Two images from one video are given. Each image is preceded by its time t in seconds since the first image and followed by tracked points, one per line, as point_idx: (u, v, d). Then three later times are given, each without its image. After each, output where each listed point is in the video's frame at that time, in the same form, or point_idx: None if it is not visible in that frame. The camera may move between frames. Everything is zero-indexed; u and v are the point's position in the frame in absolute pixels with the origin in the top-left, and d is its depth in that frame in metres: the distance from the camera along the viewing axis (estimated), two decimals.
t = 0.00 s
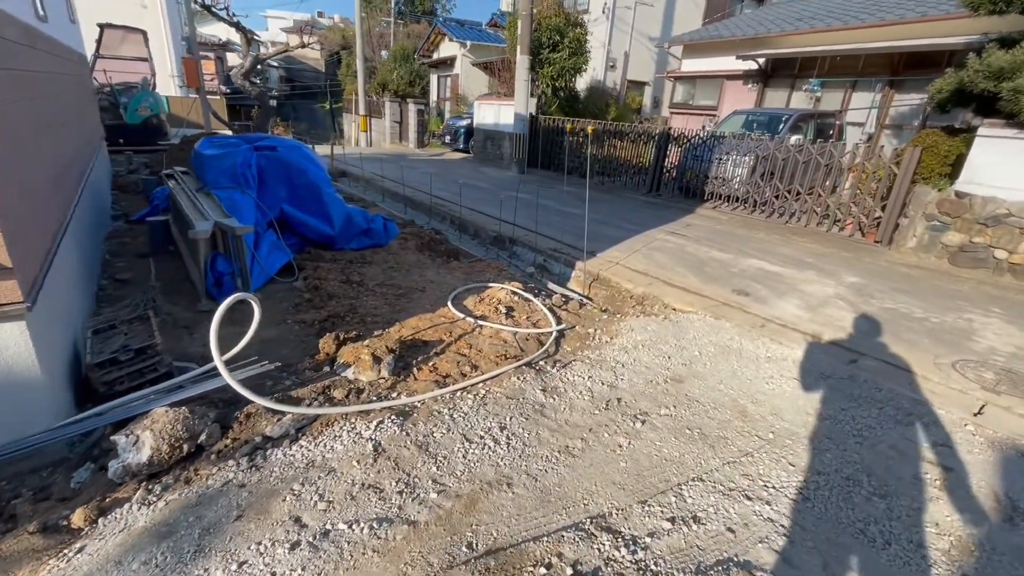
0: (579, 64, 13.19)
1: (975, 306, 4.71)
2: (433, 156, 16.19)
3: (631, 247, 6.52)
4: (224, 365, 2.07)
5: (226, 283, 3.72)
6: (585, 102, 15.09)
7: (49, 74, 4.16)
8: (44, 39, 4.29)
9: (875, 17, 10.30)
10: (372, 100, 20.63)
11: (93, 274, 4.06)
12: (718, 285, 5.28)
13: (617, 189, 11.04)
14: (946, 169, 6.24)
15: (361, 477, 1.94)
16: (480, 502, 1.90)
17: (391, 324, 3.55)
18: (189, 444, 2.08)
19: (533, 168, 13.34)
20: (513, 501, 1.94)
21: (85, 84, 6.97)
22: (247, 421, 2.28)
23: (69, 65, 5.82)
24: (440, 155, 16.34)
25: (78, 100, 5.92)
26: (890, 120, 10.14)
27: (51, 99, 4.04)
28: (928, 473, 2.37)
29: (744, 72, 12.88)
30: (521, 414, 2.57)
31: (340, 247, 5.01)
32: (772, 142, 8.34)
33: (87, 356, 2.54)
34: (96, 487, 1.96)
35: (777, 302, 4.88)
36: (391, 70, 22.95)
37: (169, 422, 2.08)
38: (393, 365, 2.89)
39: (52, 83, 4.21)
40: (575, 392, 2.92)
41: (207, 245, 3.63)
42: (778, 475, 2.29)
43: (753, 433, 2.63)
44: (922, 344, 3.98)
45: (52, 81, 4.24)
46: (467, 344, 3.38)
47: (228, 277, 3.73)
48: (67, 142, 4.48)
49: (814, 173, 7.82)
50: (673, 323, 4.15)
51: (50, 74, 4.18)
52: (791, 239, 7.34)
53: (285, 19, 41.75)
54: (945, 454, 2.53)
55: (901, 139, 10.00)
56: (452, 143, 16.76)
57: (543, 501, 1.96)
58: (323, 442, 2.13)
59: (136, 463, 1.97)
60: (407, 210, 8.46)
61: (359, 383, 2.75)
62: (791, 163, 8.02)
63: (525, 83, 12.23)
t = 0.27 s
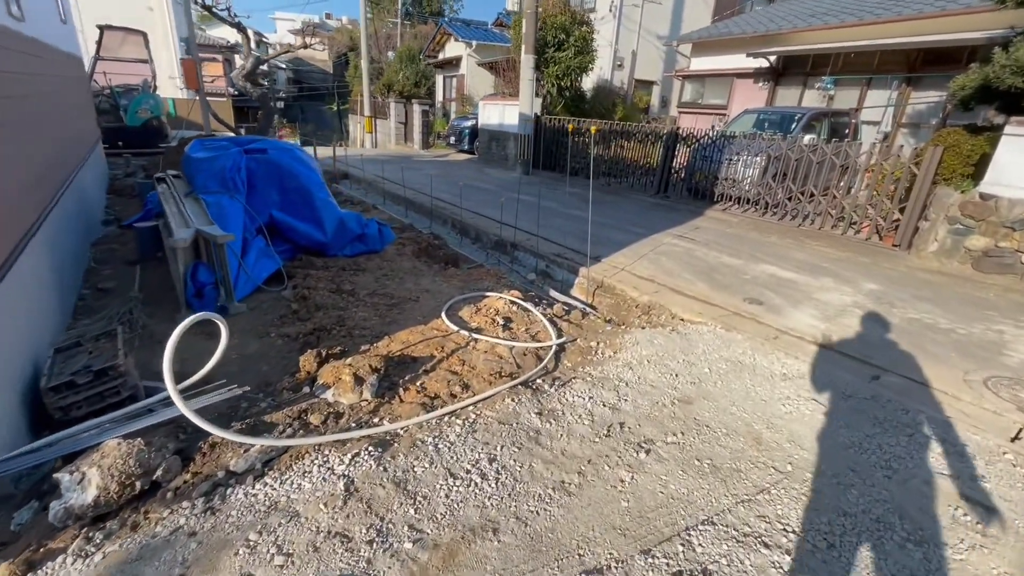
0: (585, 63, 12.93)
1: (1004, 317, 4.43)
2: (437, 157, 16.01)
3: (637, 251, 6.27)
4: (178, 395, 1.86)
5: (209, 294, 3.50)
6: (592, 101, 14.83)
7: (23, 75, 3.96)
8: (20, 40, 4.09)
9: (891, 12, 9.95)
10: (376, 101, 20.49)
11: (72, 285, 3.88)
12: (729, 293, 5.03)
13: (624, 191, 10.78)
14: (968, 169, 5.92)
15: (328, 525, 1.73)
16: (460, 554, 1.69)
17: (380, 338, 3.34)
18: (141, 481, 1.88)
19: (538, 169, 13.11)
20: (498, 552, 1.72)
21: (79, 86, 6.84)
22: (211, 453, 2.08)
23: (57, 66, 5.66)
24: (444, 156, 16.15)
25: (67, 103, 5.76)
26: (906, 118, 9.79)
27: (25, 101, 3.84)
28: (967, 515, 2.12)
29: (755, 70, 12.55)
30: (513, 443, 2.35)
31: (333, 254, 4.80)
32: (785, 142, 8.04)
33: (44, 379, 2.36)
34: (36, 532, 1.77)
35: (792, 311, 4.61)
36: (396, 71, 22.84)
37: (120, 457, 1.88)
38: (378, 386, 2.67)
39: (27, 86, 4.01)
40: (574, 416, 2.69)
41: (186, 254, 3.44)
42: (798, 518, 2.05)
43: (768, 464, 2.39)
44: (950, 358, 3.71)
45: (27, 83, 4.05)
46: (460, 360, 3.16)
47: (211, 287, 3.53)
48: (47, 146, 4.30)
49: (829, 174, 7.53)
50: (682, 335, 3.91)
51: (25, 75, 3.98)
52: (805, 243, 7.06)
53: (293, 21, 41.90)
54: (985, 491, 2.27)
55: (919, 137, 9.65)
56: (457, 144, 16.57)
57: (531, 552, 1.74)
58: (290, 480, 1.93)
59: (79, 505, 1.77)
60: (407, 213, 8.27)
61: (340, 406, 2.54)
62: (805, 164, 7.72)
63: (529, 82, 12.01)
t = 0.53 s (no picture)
0: (588, 64, 12.72)
1: None
2: (439, 160, 15.88)
3: (640, 258, 6.08)
4: (126, 433, 1.69)
5: (188, 310, 3.34)
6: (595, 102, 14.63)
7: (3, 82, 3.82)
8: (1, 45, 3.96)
9: (902, 9, 9.69)
10: (379, 103, 20.39)
11: (48, 300, 3.72)
12: (735, 303, 4.83)
13: (627, 194, 10.59)
14: (984, 171, 5.73)
15: None
16: None
17: (365, 355, 3.18)
18: (89, 526, 1.72)
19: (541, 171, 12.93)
20: None
21: (75, 92, 6.74)
22: (170, 490, 1.92)
23: (49, 72, 5.56)
24: (446, 158, 16.01)
25: (59, 109, 5.65)
26: (918, 118, 9.54)
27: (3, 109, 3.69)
28: (999, 562, 1.92)
29: (762, 70, 12.30)
30: (500, 477, 2.18)
31: (323, 263, 4.64)
32: (792, 143, 7.82)
33: None
34: None
35: (801, 323, 4.41)
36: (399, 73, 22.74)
37: (66, 499, 1.71)
38: (357, 411, 2.51)
39: (7, 92, 3.87)
40: (568, 444, 2.51)
41: (164, 268, 3.29)
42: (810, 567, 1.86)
43: (776, 501, 2.20)
44: (970, 374, 3.50)
45: (7, 90, 3.91)
46: (448, 380, 2.99)
47: (190, 303, 3.38)
48: (29, 155, 4.17)
49: (838, 177, 7.31)
50: (685, 350, 3.72)
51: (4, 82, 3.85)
52: (814, 248, 6.84)
53: (298, 23, 42.01)
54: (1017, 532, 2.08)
55: (931, 138, 9.39)
56: (459, 146, 16.43)
57: None
58: (250, 525, 1.77)
59: (17, 555, 1.61)
60: (405, 218, 8.11)
61: (315, 434, 2.37)
62: (813, 166, 7.50)
63: (531, 83, 11.83)
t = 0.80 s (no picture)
0: (596, 63, 12.50)
1: None
2: (446, 160, 15.77)
3: (643, 261, 5.89)
4: (57, 457, 1.55)
5: (164, 316, 3.20)
6: (603, 102, 14.40)
7: None
8: None
9: (921, 4, 9.36)
10: (387, 103, 20.37)
11: (31, 303, 3.63)
12: (741, 310, 4.62)
13: (634, 195, 10.36)
14: (1009, 172, 5.46)
15: None
16: None
17: (346, 365, 3.04)
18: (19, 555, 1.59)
19: (547, 171, 12.77)
20: None
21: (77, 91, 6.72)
22: (115, 515, 1.79)
23: (49, 71, 5.52)
24: (453, 159, 15.91)
25: (58, 109, 5.61)
26: (938, 117, 9.22)
27: None
28: None
29: (774, 68, 11.99)
30: (473, 503, 2.02)
31: (312, 265, 4.51)
32: (805, 143, 7.55)
33: None
34: None
35: (810, 331, 4.19)
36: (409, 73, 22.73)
37: None
38: (328, 427, 2.37)
39: None
40: (552, 464, 2.34)
41: (142, 271, 3.18)
42: None
43: (775, 534, 2.01)
44: (993, 390, 3.27)
45: None
46: (429, 392, 2.84)
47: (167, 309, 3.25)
48: (20, 154, 4.10)
49: (852, 178, 7.04)
50: (685, 361, 3.53)
51: None
52: (827, 251, 6.59)
53: (310, 24, 42.31)
54: None
55: (952, 138, 9.06)
56: (466, 146, 16.32)
57: None
58: (193, 556, 1.63)
59: None
60: (406, 219, 7.99)
61: (281, 452, 2.24)
62: (827, 167, 7.23)
63: (538, 83, 11.66)
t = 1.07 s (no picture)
0: (613, 61, 12.19)
1: None
2: (461, 158, 15.69)
3: (651, 266, 5.70)
4: None
5: (147, 315, 3.15)
6: (621, 101, 14.12)
7: None
8: None
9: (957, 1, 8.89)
10: (405, 101, 20.43)
11: (20, 299, 3.61)
12: (749, 319, 4.40)
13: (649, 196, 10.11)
14: None
15: None
16: None
17: (327, 369, 2.95)
18: None
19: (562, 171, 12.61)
20: None
21: (89, 87, 6.78)
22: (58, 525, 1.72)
23: (57, 67, 5.55)
24: (468, 157, 15.85)
25: (66, 104, 5.65)
26: (972, 119, 8.76)
27: None
28: None
29: (799, 67, 11.57)
30: (436, 524, 1.90)
31: (307, 264, 4.43)
32: (827, 145, 7.24)
33: None
34: None
35: (822, 344, 3.96)
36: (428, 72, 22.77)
37: None
38: (296, 435, 2.27)
39: None
40: (527, 484, 2.20)
41: (128, 267, 3.14)
42: None
43: (764, 572, 1.84)
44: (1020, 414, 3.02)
45: None
46: (409, 400, 2.72)
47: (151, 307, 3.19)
48: (19, 149, 4.10)
49: (877, 183, 6.71)
50: (685, 373, 3.34)
51: None
52: (846, 259, 6.29)
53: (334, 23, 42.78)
54: None
55: (987, 141, 8.61)
56: (482, 145, 16.24)
57: None
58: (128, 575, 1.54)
59: None
60: (413, 218, 7.91)
61: (244, 461, 2.14)
62: (850, 170, 6.92)
63: (553, 81, 11.50)
